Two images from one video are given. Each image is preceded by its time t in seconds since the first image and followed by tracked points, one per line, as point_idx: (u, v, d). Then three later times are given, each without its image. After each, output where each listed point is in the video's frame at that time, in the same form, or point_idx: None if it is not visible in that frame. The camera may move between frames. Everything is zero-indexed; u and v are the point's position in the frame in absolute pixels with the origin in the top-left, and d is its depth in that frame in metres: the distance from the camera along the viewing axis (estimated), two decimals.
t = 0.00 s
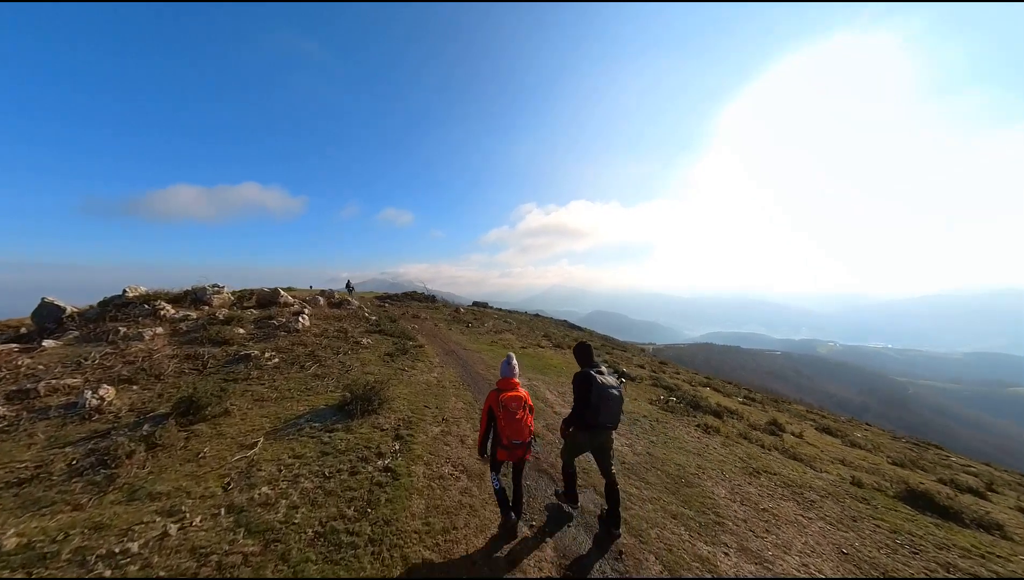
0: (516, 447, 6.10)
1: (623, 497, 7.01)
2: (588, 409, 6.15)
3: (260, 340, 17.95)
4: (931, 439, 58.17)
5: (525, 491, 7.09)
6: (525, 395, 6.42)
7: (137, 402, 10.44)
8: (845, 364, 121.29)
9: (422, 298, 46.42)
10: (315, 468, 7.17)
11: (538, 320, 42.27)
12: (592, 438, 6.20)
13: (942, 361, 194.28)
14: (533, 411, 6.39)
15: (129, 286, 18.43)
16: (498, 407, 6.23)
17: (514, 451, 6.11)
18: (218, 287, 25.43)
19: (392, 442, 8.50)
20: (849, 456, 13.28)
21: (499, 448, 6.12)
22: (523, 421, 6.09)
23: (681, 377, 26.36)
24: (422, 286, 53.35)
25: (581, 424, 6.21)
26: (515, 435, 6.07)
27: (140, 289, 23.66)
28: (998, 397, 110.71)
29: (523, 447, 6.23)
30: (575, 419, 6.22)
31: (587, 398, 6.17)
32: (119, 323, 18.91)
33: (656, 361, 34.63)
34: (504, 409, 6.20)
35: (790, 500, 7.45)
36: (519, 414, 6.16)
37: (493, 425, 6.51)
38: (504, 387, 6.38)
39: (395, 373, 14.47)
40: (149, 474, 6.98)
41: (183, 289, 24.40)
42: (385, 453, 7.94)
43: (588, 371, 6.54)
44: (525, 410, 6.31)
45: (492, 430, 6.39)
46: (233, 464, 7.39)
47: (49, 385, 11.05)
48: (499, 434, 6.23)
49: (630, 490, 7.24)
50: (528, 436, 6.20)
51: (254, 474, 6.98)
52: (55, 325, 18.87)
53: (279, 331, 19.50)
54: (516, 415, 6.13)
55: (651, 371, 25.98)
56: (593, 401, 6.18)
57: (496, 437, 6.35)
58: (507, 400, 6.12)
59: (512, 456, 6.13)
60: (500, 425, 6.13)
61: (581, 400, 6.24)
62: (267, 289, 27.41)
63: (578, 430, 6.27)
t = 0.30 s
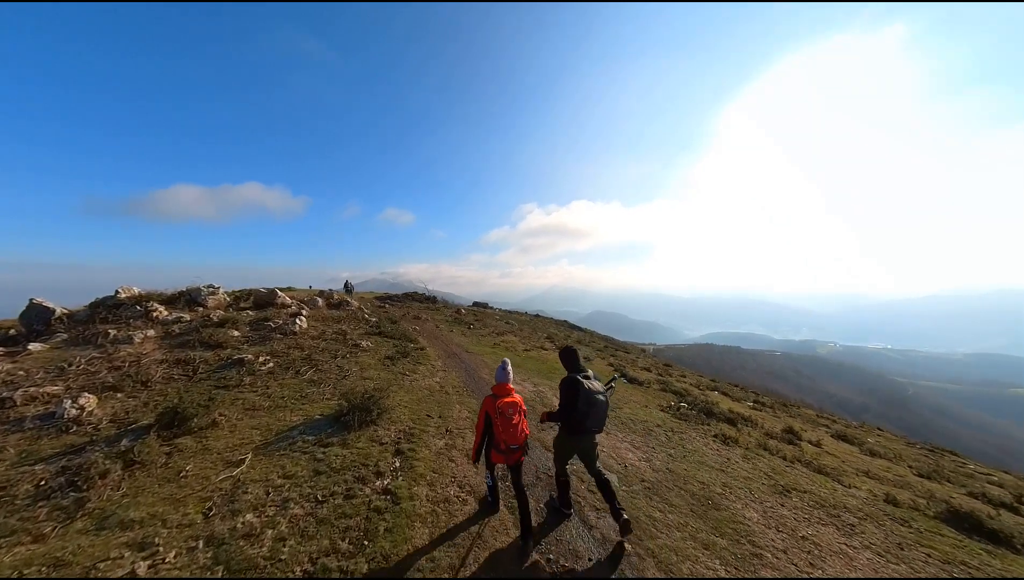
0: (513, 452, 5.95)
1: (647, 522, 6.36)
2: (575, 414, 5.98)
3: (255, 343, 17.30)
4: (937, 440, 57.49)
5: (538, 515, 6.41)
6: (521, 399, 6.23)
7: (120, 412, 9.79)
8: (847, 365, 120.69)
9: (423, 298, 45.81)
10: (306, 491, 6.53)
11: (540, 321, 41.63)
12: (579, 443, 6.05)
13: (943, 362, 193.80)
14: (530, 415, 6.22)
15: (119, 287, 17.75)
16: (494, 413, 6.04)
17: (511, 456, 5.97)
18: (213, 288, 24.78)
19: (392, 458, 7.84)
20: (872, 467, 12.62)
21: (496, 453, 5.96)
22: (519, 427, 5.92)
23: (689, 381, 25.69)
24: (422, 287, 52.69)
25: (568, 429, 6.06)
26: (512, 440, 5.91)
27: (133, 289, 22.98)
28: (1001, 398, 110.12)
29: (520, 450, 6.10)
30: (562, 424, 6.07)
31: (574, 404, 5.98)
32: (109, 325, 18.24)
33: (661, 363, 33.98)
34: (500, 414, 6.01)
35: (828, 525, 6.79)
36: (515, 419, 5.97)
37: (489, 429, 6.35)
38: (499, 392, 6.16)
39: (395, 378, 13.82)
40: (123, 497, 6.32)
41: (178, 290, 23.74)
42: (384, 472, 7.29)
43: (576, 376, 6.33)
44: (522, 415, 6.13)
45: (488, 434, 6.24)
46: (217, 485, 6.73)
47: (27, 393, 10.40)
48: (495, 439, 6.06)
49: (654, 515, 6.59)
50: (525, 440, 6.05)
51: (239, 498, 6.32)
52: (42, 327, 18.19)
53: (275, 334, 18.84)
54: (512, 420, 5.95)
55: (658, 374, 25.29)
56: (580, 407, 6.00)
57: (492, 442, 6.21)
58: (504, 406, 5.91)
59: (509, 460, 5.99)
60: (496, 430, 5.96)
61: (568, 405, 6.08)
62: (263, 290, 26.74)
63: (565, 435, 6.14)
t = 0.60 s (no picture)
0: (509, 436, 6.02)
1: (671, 540, 5.87)
2: (563, 405, 6.18)
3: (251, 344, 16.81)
4: (942, 441, 57.05)
5: (552, 532, 5.90)
6: (515, 386, 6.52)
7: (106, 417, 9.29)
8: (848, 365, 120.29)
9: (424, 298, 45.37)
10: (300, 508, 6.02)
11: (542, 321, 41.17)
12: (566, 434, 6.21)
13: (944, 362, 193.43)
14: (524, 401, 6.46)
15: (111, 287, 17.27)
16: (490, 399, 6.20)
17: (506, 440, 6.04)
18: (210, 287, 24.28)
19: (392, 468, 7.33)
20: (892, 473, 12.14)
21: (493, 438, 6.07)
22: (515, 410, 6.09)
23: (695, 382, 25.23)
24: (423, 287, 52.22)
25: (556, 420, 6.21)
26: (508, 423, 6.04)
27: (127, 289, 22.48)
28: (1004, 398, 109.65)
29: (514, 436, 6.20)
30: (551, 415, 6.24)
31: (562, 394, 6.21)
32: (102, 325, 17.75)
33: (665, 364, 33.53)
34: (496, 400, 6.18)
35: (864, 542, 6.30)
36: (511, 403, 6.16)
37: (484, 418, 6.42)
38: (494, 378, 6.43)
39: (396, 381, 13.34)
40: (101, 513, 5.81)
41: (173, 289, 23.23)
42: (383, 484, 6.77)
43: (565, 368, 6.60)
44: (517, 400, 6.35)
45: (483, 421, 6.31)
46: (203, 499, 6.21)
47: (9, 398, 9.90)
48: (490, 425, 6.13)
49: (677, 531, 6.10)
50: (519, 425, 6.20)
51: (226, 515, 5.81)
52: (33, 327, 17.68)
53: (273, 334, 18.36)
54: (508, 405, 6.11)
55: (663, 375, 24.83)
56: (568, 398, 6.22)
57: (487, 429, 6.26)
58: (499, 391, 6.16)
59: (505, 445, 6.06)
60: (492, 415, 6.06)
61: (556, 396, 6.30)
62: (261, 289, 26.24)
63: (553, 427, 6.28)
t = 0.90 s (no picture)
0: (503, 425, 6.39)
1: (689, 552, 5.55)
2: (548, 395, 6.33)
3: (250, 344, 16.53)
4: (945, 441, 56.77)
5: (563, 542, 5.60)
6: (514, 380, 6.66)
7: (95, 421, 8.93)
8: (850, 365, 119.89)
9: (424, 298, 45.12)
10: (296, 518, 5.71)
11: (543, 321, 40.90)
12: (553, 422, 6.46)
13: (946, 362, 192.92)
14: (521, 394, 6.66)
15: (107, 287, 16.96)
16: (487, 391, 6.40)
17: (500, 429, 6.42)
18: (208, 287, 23.99)
19: (393, 475, 7.00)
20: (906, 476, 11.84)
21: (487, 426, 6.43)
22: (510, 403, 6.36)
23: (699, 382, 24.93)
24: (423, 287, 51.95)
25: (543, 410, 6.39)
26: (503, 415, 6.36)
27: (124, 289, 22.19)
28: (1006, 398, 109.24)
29: (509, 425, 6.55)
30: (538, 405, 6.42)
31: (548, 385, 6.38)
32: (98, 326, 17.46)
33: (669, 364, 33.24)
34: (492, 392, 6.38)
35: (890, 554, 5.99)
36: (507, 397, 6.40)
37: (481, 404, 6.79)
38: (493, 371, 6.52)
39: (397, 381, 13.06)
40: (82, 525, 5.46)
41: (171, 289, 22.94)
42: (385, 492, 6.45)
43: (553, 361, 6.70)
44: (514, 394, 6.57)
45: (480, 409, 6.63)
46: (192, 510, 5.85)
47: None
48: (486, 414, 6.48)
49: (694, 542, 5.78)
50: (514, 416, 6.51)
51: (217, 528, 5.46)
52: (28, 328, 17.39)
53: (272, 334, 18.09)
54: (503, 397, 6.37)
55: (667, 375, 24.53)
56: (554, 388, 6.35)
57: (483, 417, 6.60)
58: (496, 384, 6.30)
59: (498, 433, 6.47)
60: (488, 406, 6.35)
61: (542, 387, 6.47)
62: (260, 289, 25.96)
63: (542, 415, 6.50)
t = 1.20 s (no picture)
0: (500, 411, 6.80)
1: (694, 555, 5.47)
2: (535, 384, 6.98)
3: (250, 344, 16.50)
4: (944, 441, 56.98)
5: (566, 545, 5.51)
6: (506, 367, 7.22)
7: (95, 421, 8.93)
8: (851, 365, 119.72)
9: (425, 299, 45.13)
10: (296, 520, 5.65)
11: (544, 322, 40.87)
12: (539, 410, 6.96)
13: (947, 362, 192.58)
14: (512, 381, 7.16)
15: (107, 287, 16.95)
16: (483, 379, 6.92)
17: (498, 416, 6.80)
18: (209, 288, 24.02)
19: (394, 476, 6.96)
20: (910, 478, 11.71)
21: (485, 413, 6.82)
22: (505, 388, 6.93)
23: (700, 383, 24.82)
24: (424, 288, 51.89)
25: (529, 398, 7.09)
26: (500, 400, 6.86)
27: (125, 289, 22.18)
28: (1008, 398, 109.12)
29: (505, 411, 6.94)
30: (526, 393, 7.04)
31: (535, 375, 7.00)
32: (98, 326, 17.44)
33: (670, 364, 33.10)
34: (488, 380, 6.89)
35: (899, 558, 5.88)
36: (504, 382, 7.00)
37: (478, 394, 7.28)
38: (487, 363, 7.07)
39: (398, 382, 13.01)
40: (82, 526, 5.43)
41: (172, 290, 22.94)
42: (385, 493, 6.39)
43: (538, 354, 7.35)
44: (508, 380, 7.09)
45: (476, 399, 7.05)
46: (194, 510, 5.84)
47: None
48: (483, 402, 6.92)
49: (699, 545, 5.70)
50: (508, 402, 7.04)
51: (217, 529, 5.42)
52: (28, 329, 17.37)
53: (272, 335, 18.06)
54: (499, 383, 6.90)
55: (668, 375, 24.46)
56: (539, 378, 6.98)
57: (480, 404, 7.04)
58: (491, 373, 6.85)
59: (497, 419, 6.81)
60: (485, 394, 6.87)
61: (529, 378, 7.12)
62: (261, 290, 25.98)
63: (526, 399, 7.09)
